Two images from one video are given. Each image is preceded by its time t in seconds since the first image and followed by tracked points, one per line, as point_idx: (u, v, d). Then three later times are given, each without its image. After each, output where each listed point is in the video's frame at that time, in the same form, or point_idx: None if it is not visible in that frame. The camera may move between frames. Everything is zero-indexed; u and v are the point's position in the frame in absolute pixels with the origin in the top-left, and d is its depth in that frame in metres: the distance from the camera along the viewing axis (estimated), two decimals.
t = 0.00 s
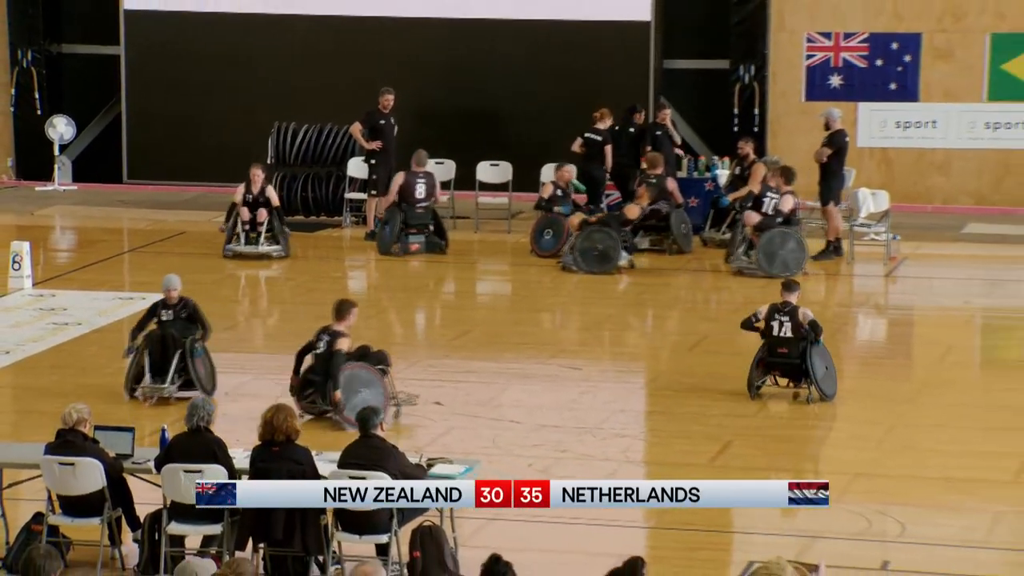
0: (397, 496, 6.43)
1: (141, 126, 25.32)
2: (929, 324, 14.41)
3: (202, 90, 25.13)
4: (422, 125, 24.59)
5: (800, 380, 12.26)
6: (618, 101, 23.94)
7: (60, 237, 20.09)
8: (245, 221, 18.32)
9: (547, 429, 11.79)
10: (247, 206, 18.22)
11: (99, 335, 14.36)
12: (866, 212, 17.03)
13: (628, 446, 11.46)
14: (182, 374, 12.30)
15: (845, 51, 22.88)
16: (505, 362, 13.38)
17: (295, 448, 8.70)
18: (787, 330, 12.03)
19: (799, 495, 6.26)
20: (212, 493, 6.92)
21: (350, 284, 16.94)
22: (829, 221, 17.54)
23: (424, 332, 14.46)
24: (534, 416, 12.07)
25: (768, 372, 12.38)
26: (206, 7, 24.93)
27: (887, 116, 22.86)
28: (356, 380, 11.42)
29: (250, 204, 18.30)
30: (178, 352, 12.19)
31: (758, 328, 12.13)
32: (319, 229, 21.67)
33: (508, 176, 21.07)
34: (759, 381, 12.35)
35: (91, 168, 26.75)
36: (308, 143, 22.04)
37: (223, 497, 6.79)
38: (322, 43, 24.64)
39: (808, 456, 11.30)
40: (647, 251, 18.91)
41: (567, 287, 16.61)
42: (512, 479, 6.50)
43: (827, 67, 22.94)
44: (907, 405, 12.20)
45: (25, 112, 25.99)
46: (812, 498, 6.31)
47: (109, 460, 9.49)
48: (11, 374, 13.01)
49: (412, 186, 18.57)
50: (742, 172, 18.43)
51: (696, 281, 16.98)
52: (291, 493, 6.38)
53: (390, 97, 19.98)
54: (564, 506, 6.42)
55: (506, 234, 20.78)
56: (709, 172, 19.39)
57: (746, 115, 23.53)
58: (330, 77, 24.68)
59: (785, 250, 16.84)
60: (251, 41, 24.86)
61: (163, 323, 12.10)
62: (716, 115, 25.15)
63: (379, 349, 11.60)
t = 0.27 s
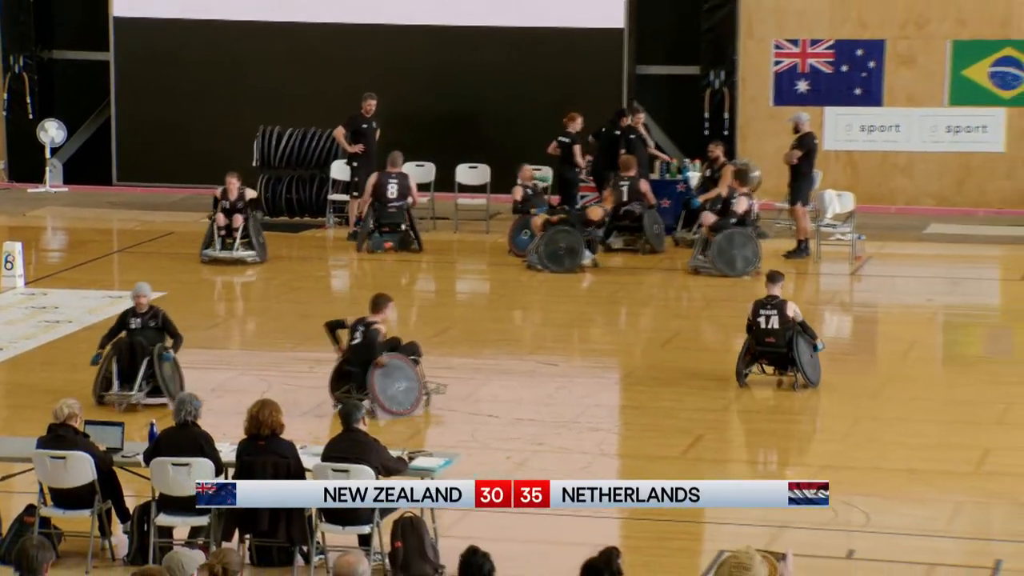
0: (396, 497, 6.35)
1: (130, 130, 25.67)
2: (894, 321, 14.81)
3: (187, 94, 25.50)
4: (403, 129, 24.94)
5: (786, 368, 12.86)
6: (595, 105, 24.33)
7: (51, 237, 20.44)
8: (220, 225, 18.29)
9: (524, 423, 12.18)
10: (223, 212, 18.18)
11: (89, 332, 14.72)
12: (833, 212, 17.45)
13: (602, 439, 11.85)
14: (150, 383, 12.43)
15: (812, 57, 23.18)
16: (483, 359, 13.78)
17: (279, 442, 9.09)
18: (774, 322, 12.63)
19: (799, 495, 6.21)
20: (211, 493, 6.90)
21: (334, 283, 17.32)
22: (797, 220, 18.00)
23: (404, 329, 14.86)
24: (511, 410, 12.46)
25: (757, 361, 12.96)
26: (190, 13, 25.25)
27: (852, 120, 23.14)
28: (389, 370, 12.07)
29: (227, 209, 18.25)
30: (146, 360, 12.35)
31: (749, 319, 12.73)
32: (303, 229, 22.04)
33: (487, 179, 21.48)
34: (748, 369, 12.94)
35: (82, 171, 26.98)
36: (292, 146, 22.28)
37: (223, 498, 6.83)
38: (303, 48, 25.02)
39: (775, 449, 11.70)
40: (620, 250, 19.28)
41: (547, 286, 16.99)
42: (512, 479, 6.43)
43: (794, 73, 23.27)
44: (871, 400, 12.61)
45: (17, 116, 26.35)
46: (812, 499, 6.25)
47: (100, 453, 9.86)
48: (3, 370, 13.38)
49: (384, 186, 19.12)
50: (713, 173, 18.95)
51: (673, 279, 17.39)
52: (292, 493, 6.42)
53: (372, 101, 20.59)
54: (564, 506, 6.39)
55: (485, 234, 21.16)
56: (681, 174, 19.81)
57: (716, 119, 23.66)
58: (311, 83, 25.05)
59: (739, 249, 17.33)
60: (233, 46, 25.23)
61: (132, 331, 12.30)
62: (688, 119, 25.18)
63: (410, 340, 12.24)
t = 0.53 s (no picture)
0: (396, 496, 7.01)
1: (125, 134, 26.01)
2: (868, 319, 15.18)
3: (178, 99, 25.81)
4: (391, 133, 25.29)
5: (778, 357, 13.44)
6: (579, 108, 24.70)
7: (48, 238, 20.76)
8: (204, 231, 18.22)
9: (509, 418, 12.52)
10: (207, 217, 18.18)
11: (86, 329, 15.05)
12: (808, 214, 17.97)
13: (585, 433, 12.20)
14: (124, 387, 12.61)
15: (788, 62, 23.56)
16: (469, 355, 14.14)
17: (271, 437, 9.42)
18: (766, 313, 13.15)
19: (798, 495, 6.90)
20: (211, 494, 7.70)
21: (325, 283, 17.65)
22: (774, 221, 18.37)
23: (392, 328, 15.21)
24: (496, 406, 12.80)
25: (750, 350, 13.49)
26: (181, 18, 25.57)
27: (828, 123, 23.53)
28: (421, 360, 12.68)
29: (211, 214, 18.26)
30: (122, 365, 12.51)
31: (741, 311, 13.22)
32: (293, 230, 22.38)
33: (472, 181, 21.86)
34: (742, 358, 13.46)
35: (78, 174, 27.31)
36: (283, 149, 22.80)
37: (222, 497, 7.64)
38: (292, 53, 25.36)
39: (754, 443, 12.05)
40: (603, 250, 19.68)
41: (533, 285, 17.33)
42: (512, 480, 7.14)
43: (771, 78, 23.63)
44: (846, 395, 12.96)
45: (15, 120, 26.74)
46: (812, 498, 6.93)
47: (96, 448, 10.19)
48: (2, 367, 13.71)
49: (368, 187, 19.63)
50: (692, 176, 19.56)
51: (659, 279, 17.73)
52: (297, 491, 7.27)
53: (362, 105, 20.97)
54: (564, 505, 7.08)
55: (470, 234, 21.51)
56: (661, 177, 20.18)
57: (695, 122, 24.05)
58: (299, 88, 25.40)
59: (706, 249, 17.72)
60: (223, 51, 25.56)
61: (109, 337, 12.44)
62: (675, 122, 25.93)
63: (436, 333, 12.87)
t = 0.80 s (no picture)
0: (395, 496, 7.70)
1: (110, 136, 26.35)
2: (830, 314, 15.63)
3: (162, 102, 26.16)
4: (369, 136, 25.69)
5: (753, 345, 14.08)
6: (552, 111, 25.16)
7: (36, 237, 21.08)
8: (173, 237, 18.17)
9: (485, 412, 12.92)
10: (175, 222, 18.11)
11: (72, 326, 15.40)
12: (773, 214, 18.42)
13: (558, 427, 12.60)
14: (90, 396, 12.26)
15: (754, 67, 24.09)
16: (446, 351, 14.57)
17: (253, 431, 9.81)
18: (746, 303, 13.79)
19: (797, 495, 7.94)
20: (211, 492, 8.79)
21: (306, 281, 18.04)
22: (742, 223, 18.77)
23: (370, 325, 15.61)
24: (471, 400, 13.21)
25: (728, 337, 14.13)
26: (163, 23, 25.92)
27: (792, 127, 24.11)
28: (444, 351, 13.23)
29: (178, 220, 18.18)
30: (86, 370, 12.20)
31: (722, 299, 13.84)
32: (274, 229, 22.78)
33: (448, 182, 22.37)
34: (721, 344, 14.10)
35: (67, 173, 27.78)
36: (265, 150, 23.24)
37: (223, 497, 8.73)
38: (271, 58, 25.75)
39: (721, 435, 12.46)
40: (575, 250, 20.03)
41: (511, 283, 17.73)
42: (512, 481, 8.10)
43: (738, 83, 24.16)
44: (809, 389, 13.40)
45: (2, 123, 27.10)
46: (809, 498, 7.98)
47: (83, 442, 10.60)
48: None
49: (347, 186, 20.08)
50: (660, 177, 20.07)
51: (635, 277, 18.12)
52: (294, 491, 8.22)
53: (341, 108, 21.21)
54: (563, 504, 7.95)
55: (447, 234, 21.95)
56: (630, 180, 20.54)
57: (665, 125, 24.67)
58: (278, 92, 25.83)
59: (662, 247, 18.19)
60: (205, 55, 25.93)
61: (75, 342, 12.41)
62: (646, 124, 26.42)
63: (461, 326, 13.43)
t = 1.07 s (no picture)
0: (396, 496, 7.36)
1: (99, 140, 26.73)
2: (798, 312, 16.07)
3: (149, 106, 26.53)
4: (349, 139, 26.10)
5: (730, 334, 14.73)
6: (530, 114, 25.60)
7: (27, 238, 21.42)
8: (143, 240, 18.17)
9: (465, 408, 13.31)
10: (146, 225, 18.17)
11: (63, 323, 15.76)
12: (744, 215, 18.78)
13: (535, 420, 13.00)
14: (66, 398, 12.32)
15: (724, 72, 24.68)
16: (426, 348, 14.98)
17: (238, 425, 10.17)
18: (726, 294, 14.44)
19: (799, 496, 7.66)
20: (213, 492, 8.58)
21: (291, 280, 18.42)
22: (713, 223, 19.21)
23: (352, 323, 16.00)
24: (450, 395, 13.62)
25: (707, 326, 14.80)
26: (147, 29, 26.29)
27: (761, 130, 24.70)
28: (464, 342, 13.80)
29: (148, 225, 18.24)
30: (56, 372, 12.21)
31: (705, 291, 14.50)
32: (259, 230, 23.19)
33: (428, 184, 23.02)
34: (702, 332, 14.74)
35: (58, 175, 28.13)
36: (249, 153, 23.61)
37: (223, 497, 8.47)
38: (253, 62, 26.16)
39: (692, 428, 12.87)
40: (552, 250, 20.45)
41: (491, 282, 18.13)
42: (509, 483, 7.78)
43: (708, 87, 24.73)
44: (778, 384, 13.82)
45: None
46: (812, 499, 7.73)
47: (73, 436, 10.94)
48: None
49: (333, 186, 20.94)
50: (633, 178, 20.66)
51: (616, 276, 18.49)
52: (300, 493, 7.67)
53: (325, 111, 21.58)
54: (564, 505, 7.72)
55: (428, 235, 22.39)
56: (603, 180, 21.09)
57: (638, 128, 25.18)
58: (260, 95, 26.24)
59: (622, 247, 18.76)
60: (189, 60, 26.32)
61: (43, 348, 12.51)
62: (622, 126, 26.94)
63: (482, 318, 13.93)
